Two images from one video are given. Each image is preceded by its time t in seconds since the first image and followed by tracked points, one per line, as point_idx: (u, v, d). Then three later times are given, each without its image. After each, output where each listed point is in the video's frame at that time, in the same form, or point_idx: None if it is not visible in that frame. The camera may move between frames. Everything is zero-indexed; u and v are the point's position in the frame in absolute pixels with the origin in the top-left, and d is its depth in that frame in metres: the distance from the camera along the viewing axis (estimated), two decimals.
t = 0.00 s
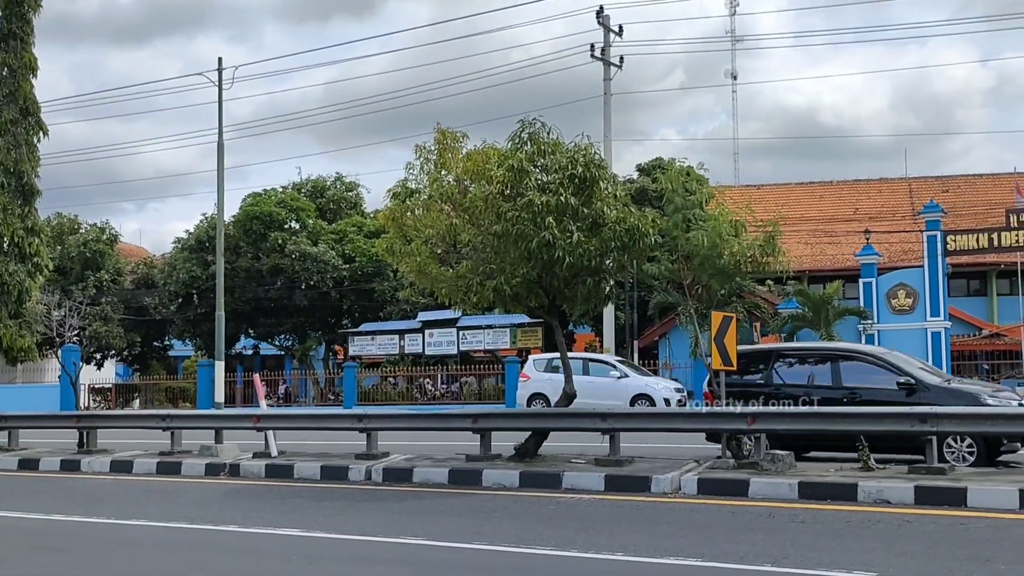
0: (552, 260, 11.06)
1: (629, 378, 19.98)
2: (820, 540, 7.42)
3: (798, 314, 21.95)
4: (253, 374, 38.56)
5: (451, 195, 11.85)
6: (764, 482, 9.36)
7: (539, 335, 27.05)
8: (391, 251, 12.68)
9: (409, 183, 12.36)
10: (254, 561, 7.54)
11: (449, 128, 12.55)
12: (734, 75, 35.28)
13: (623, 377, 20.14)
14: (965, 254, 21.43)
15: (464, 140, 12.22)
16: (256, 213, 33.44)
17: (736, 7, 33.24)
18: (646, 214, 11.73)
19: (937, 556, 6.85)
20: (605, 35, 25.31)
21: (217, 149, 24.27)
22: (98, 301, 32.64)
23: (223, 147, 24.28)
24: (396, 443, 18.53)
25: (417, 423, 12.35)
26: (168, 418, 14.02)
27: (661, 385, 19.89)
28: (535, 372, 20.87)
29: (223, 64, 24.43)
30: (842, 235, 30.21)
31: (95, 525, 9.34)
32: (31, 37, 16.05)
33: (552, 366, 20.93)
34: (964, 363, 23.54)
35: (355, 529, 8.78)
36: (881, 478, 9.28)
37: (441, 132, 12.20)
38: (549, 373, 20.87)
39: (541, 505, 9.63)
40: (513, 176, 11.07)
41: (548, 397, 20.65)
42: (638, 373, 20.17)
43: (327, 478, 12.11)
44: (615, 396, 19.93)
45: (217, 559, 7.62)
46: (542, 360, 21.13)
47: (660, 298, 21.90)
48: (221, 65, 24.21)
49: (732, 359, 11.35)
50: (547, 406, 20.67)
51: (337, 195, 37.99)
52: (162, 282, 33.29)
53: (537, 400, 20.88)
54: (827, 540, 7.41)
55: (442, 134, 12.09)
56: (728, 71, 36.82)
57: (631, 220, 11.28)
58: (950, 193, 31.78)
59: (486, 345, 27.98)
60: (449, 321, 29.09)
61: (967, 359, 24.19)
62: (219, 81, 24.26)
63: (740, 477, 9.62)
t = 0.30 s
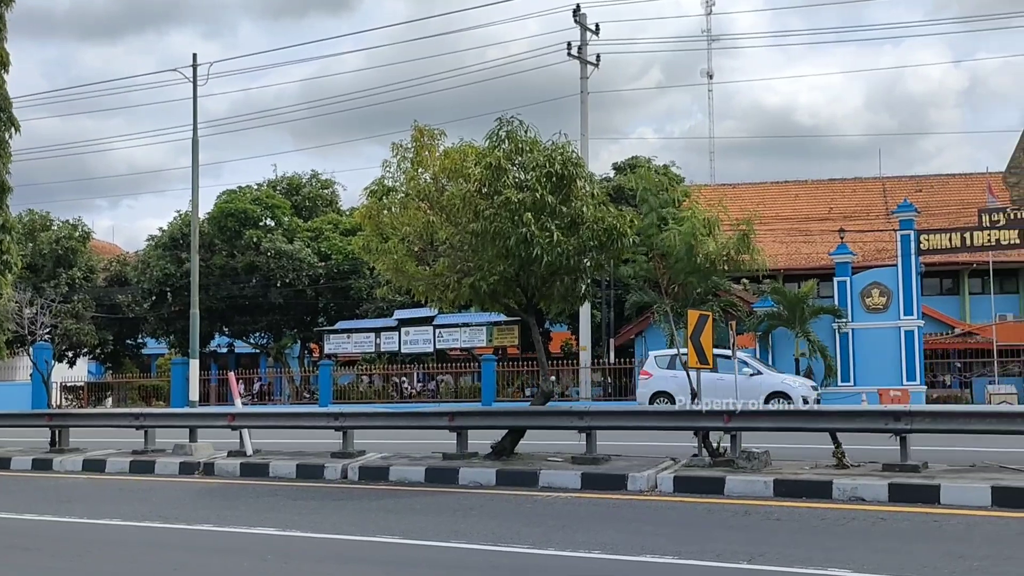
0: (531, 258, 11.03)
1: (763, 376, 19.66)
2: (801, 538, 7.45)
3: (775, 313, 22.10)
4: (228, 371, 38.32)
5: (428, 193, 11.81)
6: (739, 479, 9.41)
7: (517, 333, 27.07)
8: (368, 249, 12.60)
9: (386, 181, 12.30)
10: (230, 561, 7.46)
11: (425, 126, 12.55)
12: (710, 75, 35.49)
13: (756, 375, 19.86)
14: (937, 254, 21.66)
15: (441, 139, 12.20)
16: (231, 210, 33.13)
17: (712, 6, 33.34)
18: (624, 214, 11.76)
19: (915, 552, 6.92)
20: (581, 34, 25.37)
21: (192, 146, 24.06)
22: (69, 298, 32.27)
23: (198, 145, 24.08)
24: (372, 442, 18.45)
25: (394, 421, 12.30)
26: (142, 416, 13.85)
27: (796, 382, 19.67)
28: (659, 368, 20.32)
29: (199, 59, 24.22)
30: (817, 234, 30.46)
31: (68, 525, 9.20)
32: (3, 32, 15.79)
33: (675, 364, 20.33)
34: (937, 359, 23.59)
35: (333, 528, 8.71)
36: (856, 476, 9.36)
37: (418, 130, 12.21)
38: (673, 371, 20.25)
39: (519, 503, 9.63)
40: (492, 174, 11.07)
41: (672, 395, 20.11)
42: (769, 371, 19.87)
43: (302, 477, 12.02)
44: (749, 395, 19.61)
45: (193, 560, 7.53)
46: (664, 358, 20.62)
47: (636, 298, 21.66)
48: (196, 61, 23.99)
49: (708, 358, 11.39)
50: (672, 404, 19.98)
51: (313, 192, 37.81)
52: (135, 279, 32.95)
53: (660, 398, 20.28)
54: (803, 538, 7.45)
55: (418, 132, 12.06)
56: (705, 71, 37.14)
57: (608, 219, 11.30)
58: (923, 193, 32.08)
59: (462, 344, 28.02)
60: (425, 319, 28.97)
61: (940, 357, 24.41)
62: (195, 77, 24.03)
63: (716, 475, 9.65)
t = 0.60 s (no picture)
0: (508, 257, 11.00)
1: (901, 374, 18.19)
2: (777, 536, 7.48)
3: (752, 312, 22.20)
4: (201, 370, 38.02)
5: (405, 191, 11.75)
6: (715, 478, 9.44)
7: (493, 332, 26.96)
8: (344, 247, 12.53)
9: (363, 178, 12.22)
10: (204, 562, 7.37)
11: (402, 123, 12.50)
12: (686, 74, 35.61)
13: (892, 371, 18.37)
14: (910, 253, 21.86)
15: (419, 135, 12.16)
16: (205, 207, 32.84)
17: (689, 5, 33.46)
18: (601, 212, 11.76)
19: (889, 550, 6.98)
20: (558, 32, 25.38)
21: (166, 142, 23.83)
22: (41, 296, 31.81)
23: (173, 141, 23.85)
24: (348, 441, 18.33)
25: (370, 419, 12.23)
26: (115, 415, 13.69)
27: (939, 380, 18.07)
28: (784, 365, 19.03)
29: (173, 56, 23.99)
30: (791, 234, 30.66)
31: (40, 525, 9.07)
32: None
33: (800, 361, 19.00)
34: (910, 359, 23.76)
35: (310, 527, 8.65)
36: (830, 474, 9.42)
37: (396, 127, 12.16)
38: (798, 368, 18.92)
39: (495, 501, 9.61)
40: (469, 172, 11.05)
41: (798, 393, 18.85)
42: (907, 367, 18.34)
43: (278, 476, 11.93)
44: (886, 393, 18.22)
45: (168, 560, 7.43)
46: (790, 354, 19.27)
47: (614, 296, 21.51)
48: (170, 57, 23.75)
49: (684, 357, 11.45)
50: (798, 403, 18.65)
51: (288, 189, 37.58)
52: (108, 277, 32.58)
53: (786, 396, 19.08)
54: (778, 536, 7.48)
55: (396, 128, 12.00)
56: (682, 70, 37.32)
57: (585, 218, 11.30)
58: (897, 193, 32.38)
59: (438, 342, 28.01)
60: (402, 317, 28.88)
61: (913, 356, 24.56)
62: (169, 72, 23.81)
63: (692, 474, 9.68)
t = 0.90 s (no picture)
0: (483, 258, 10.97)
1: None
2: (750, 535, 7.51)
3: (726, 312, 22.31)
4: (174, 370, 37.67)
5: (380, 190, 11.68)
6: (689, 477, 9.46)
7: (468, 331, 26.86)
8: (319, 246, 12.45)
9: (339, 177, 12.15)
10: (175, 563, 7.29)
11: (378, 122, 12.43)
12: (662, 75, 35.71)
13: None
14: (883, 254, 22.03)
15: (394, 134, 12.10)
16: (178, 205, 32.57)
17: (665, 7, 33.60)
18: (576, 212, 11.76)
19: (861, 548, 7.02)
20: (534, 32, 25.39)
21: (138, 141, 23.57)
22: (11, 295, 31.39)
23: (146, 140, 23.59)
24: (322, 441, 18.21)
25: (345, 419, 12.15)
26: (86, 414, 13.52)
27: None
28: (938, 365, 18.32)
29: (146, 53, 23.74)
30: (766, 234, 30.86)
31: (7, 526, 8.94)
32: None
33: (951, 359, 18.42)
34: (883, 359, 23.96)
35: (283, 528, 8.57)
36: (803, 473, 9.46)
37: (371, 126, 12.10)
38: (951, 367, 18.31)
39: (470, 502, 9.56)
40: (443, 172, 11.01)
41: (953, 393, 18.23)
42: None
43: (251, 476, 11.83)
44: None
45: (137, 561, 7.33)
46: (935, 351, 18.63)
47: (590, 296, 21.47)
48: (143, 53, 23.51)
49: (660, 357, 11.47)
50: (955, 403, 18.13)
51: (263, 188, 37.33)
52: (79, 276, 32.20)
53: (938, 396, 18.43)
54: (751, 535, 7.51)
55: (371, 127, 11.94)
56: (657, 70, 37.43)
57: (560, 218, 11.29)
58: (870, 194, 32.68)
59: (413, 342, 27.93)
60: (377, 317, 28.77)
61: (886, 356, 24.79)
62: (142, 70, 23.56)
63: (667, 473, 9.69)
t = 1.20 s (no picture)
0: (460, 259, 10.93)
1: None
2: (727, 536, 7.52)
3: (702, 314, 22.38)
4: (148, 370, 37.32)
5: (357, 190, 11.61)
6: (666, 478, 9.47)
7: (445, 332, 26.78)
8: (296, 246, 12.36)
9: (315, 178, 12.06)
10: (148, 565, 7.19)
11: (355, 122, 12.35)
12: (639, 77, 35.81)
13: None
14: (858, 256, 22.20)
15: (371, 135, 12.03)
16: (153, 205, 32.27)
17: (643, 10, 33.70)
18: (553, 213, 11.75)
19: (836, 548, 7.05)
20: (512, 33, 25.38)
21: (113, 140, 23.32)
22: None
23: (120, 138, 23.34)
24: (298, 442, 18.09)
25: (321, 420, 12.06)
26: (59, 415, 13.35)
27: None
28: None
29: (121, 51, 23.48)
30: (742, 236, 31.04)
31: None
32: None
33: None
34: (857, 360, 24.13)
35: (257, 529, 8.49)
36: (779, 474, 9.49)
37: (348, 127, 12.02)
38: None
39: (447, 503, 9.52)
40: (420, 173, 10.96)
41: None
42: None
43: (226, 477, 11.72)
44: None
45: (109, 564, 7.23)
46: None
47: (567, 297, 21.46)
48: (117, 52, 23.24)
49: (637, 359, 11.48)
50: None
51: (239, 188, 37.06)
52: (52, 276, 31.82)
53: None
54: (728, 535, 7.53)
55: (348, 127, 11.86)
56: (634, 73, 37.55)
57: (538, 219, 11.27)
58: (845, 197, 32.95)
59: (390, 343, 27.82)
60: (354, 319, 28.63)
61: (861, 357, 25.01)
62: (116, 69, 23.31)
63: (644, 474, 9.69)
